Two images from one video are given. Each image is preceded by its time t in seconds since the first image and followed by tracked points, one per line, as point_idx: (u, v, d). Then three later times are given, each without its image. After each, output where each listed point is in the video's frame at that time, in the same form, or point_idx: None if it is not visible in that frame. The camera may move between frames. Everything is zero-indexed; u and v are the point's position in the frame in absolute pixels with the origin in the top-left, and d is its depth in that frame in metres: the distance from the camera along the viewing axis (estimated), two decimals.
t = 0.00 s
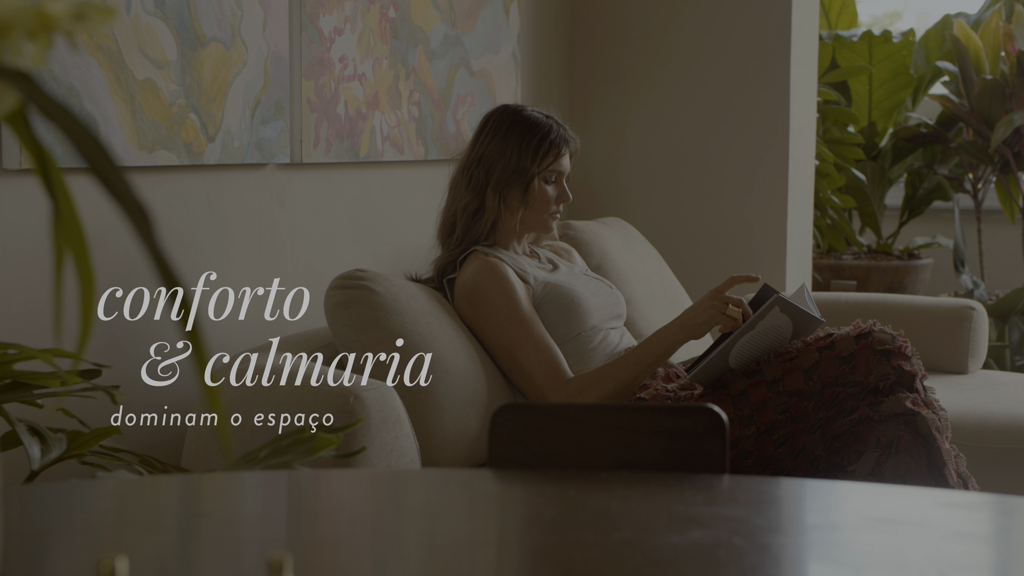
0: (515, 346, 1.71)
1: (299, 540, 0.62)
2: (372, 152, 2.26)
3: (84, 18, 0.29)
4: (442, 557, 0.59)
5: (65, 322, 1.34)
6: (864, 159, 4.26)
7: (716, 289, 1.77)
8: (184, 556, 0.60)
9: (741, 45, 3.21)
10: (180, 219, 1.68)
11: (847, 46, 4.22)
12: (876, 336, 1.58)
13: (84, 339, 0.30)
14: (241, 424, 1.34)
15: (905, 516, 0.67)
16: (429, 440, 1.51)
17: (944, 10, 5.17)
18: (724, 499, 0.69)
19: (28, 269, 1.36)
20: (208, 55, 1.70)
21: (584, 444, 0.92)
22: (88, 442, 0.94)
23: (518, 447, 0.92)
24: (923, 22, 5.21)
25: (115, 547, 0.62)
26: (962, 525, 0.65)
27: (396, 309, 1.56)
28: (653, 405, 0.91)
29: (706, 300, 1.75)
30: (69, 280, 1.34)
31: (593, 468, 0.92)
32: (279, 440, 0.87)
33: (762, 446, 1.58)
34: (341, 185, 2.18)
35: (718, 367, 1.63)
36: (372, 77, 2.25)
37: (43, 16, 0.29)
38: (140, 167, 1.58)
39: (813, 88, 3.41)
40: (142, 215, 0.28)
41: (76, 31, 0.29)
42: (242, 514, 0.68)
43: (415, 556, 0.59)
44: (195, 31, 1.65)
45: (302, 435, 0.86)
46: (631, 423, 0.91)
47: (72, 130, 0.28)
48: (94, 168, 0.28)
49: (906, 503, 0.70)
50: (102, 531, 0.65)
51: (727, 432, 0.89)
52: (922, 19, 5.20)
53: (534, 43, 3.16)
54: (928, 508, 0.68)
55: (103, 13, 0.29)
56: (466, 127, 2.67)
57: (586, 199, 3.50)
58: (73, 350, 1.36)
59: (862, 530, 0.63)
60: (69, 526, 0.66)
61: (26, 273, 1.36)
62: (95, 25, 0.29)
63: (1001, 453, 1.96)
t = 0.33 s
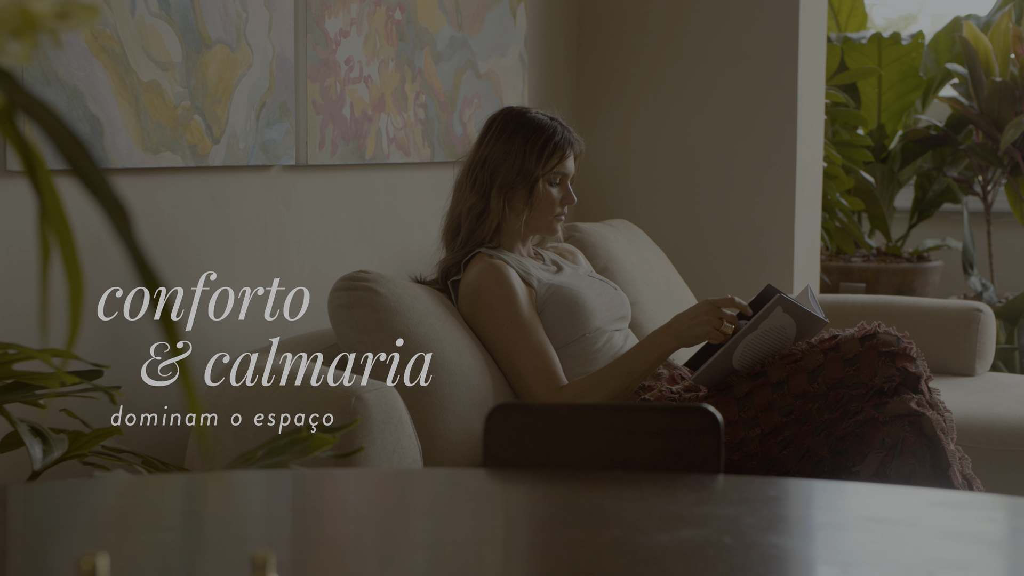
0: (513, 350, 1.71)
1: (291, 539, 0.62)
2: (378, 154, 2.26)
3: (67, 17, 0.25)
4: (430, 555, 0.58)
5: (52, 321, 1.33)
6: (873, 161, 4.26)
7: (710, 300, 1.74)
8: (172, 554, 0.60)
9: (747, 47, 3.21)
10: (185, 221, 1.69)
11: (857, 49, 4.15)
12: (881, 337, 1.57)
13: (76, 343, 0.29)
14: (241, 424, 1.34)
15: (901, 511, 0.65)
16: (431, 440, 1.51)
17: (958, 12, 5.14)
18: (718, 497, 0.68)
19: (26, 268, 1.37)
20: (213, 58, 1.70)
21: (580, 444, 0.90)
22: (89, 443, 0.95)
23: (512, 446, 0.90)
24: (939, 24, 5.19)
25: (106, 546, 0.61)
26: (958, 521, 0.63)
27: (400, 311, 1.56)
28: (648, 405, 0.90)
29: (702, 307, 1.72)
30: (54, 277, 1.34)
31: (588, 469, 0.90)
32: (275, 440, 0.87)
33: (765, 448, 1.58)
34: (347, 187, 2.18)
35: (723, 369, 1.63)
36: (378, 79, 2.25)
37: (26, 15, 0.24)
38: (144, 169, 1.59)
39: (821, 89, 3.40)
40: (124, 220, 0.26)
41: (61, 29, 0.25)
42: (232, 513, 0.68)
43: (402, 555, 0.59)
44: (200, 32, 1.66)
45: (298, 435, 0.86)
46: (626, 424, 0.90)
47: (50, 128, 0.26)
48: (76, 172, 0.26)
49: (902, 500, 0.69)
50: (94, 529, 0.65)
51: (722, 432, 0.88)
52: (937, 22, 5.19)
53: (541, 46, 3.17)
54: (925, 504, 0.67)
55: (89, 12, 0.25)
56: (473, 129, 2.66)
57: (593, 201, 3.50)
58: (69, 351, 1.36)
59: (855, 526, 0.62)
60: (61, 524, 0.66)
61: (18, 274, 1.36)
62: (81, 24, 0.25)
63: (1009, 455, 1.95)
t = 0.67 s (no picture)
0: (507, 352, 1.72)
1: (278, 536, 0.62)
2: (383, 155, 2.26)
3: (45, 14, 0.25)
4: (415, 552, 0.58)
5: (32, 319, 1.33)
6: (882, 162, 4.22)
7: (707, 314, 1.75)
8: (155, 552, 0.60)
9: (752, 47, 3.21)
10: (189, 221, 1.69)
11: (865, 50, 4.15)
12: (884, 338, 1.57)
13: (57, 336, 0.28)
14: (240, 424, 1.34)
15: (888, 509, 0.65)
16: (431, 441, 1.50)
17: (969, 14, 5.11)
18: (707, 496, 0.68)
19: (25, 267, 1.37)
20: (217, 58, 1.70)
21: (573, 444, 0.89)
22: (88, 442, 0.95)
23: (504, 446, 0.90)
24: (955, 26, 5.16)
25: (94, 543, 0.61)
26: (945, 519, 0.63)
27: (401, 311, 1.56)
28: (641, 403, 0.89)
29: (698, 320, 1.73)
30: (37, 272, 1.34)
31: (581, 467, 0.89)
32: (268, 439, 0.87)
33: (767, 449, 1.58)
34: (352, 187, 2.18)
35: (724, 370, 1.62)
36: (383, 80, 2.25)
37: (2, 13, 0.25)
38: (148, 170, 1.59)
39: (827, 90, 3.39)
40: (96, 216, 0.26)
41: (39, 26, 0.25)
42: (221, 511, 0.68)
43: (386, 552, 0.58)
44: (203, 34, 1.66)
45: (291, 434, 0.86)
46: (618, 423, 0.89)
47: (24, 124, 0.26)
48: (51, 170, 0.26)
49: (893, 498, 0.68)
50: (83, 526, 0.65)
51: (713, 432, 0.88)
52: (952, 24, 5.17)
53: (547, 47, 3.17)
54: (916, 503, 0.67)
55: (68, 9, 0.25)
56: (478, 131, 2.66)
57: (599, 203, 3.50)
58: (57, 348, 1.36)
59: (843, 524, 0.61)
60: (50, 521, 0.66)
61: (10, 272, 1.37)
62: (58, 21, 0.25)
63: (1016, 457, 1.94)
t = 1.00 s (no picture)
0: (508, 352, 1.72)
1: (262, 532, 0.62)
2: (385, 155, 2.26)
3: (17, 10, 0.27)
4: (395, 549, 0.58)
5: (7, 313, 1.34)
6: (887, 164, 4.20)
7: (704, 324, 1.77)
8: (137, 548, 0.60)
9: (755, 47, 3.20)
10: (189, 221, 1.69)
11: (872, 52, 4.13)
12: (884, 338, 1.57)
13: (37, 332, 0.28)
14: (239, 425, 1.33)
15: (872, 504, 0.64)
16: (428, 440, 1.50)
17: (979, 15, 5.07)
18: (692, 494, 0.67)
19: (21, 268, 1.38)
20: (218, 58, 1.71)
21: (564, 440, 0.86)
22: (83, 441, 0.95)
23: (491, 444, 0.85)
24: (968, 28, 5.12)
25: (81, 540, 0.62)
26: (930, 517, 0.62)
27: (400, 311, 1.56)
28: (629, 400, 0.85)
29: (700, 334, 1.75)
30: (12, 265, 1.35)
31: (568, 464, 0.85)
32: (258, 437, 0.87)
33: (767, 449, 1.58)
34: (354, 188, 2.19)
35: (724, 371, 1.61)
36: (385, 81, 2.25)
37: None
38: (148, 170, 1.59)
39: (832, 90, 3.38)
40: (62, 211, 0.25)
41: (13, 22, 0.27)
42: (207, 508, 0.68)
43: (366, 549, 0.58)
44: (204, 34, 1.66)
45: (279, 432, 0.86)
46: (606, 420, 0.85)
47: None
48: (17, 164, 0.25)
49: (879, 494, 0.68)
50: (73, 522, 0.65)
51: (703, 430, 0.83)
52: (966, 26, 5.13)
53: (552, 48, 3.17)
54: (902, 500, 0.67)
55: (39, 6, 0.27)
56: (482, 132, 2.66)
57: (604, 204, 3.50)
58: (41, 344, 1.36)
59: (826, 521, 0.61)
60: (37, 517, 0.66)
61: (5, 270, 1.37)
62: (31, 17, 0.27)
63: (1020, 459, 1.94)
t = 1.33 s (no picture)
0: (512, 352, 1.72)
1: (247, 530, 0.62)
2: (389, 157, 2.27)
3: None
4: (376, 547, 0.58)
5: None
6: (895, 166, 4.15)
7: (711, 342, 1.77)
8: (122, 545, 0.60)
9: (760, 48, 3.20)
10: (191, 222, 1.69)
11: (879, 54, 4.10)
12: (883, 338, 1.57)
13: (18, 330, 0.27)
14: (238, 424, 1.33)
15: (857, 502, 0.64)
16: (427, 440, 1.50)
17: (987, 16, 5.05)
18: (678, 493, 0.67)
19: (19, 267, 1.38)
20: (219, 60, 1.71)
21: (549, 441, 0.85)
22: (79, 441, 0.96)
23: (481, 442, 0.85)
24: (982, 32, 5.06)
25: (65, 536, 0.62)
26: (914, 515, 0.62)
27: (401, 312, 1.57)
28: (620, 400, 0.85)
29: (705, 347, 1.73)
30: None
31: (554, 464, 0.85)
32: (250, 436, 0.87)
33: (767, 449, 1.58)
34: (357, 189, 2.19)
35: (723, 371, 1.61)
36: (389, 83, 2.26)
37: None
38: (150, 170, 1.60)
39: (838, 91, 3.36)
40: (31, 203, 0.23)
41: None
42: (194, 506, 0.68)
43: (347, 546, 0.58)
44: (206, 35, 1.67)
45: (269, 430, 0.85)
46: (596, 421, 0.85)
47: None
48: None
49: (866, 492, 0.68)
50: (60, 519, 0.65)
51: (692, 430, 0.83)
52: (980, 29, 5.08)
53: (557, 51, 3.17)
54: (889, 497, 0.66)
55: None
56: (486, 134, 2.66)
57: (611, 207, 3.51)
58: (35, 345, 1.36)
59: (809, 518, 0.61)
60: (25, 514, 0.67)
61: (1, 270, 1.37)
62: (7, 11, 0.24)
63: None
